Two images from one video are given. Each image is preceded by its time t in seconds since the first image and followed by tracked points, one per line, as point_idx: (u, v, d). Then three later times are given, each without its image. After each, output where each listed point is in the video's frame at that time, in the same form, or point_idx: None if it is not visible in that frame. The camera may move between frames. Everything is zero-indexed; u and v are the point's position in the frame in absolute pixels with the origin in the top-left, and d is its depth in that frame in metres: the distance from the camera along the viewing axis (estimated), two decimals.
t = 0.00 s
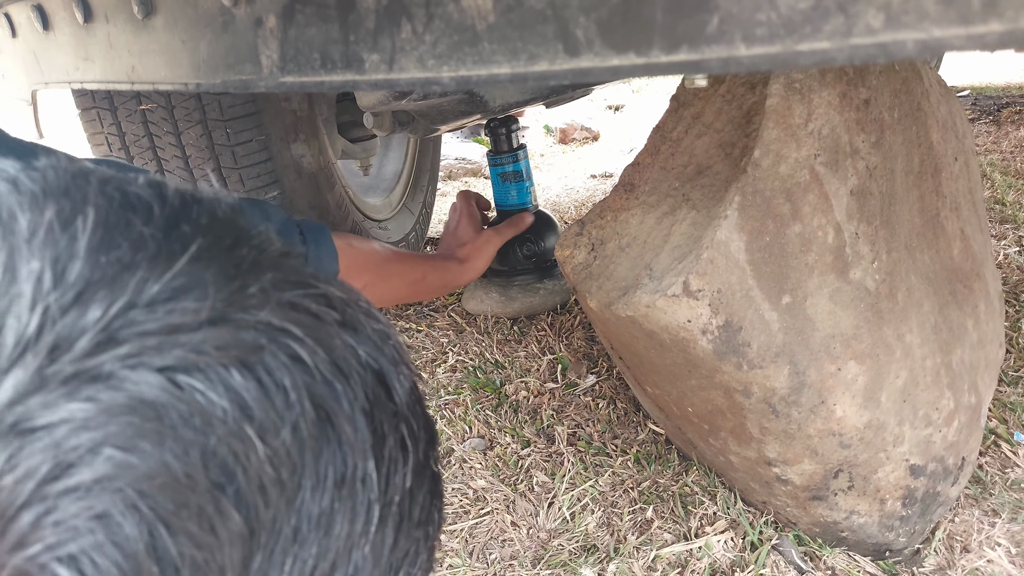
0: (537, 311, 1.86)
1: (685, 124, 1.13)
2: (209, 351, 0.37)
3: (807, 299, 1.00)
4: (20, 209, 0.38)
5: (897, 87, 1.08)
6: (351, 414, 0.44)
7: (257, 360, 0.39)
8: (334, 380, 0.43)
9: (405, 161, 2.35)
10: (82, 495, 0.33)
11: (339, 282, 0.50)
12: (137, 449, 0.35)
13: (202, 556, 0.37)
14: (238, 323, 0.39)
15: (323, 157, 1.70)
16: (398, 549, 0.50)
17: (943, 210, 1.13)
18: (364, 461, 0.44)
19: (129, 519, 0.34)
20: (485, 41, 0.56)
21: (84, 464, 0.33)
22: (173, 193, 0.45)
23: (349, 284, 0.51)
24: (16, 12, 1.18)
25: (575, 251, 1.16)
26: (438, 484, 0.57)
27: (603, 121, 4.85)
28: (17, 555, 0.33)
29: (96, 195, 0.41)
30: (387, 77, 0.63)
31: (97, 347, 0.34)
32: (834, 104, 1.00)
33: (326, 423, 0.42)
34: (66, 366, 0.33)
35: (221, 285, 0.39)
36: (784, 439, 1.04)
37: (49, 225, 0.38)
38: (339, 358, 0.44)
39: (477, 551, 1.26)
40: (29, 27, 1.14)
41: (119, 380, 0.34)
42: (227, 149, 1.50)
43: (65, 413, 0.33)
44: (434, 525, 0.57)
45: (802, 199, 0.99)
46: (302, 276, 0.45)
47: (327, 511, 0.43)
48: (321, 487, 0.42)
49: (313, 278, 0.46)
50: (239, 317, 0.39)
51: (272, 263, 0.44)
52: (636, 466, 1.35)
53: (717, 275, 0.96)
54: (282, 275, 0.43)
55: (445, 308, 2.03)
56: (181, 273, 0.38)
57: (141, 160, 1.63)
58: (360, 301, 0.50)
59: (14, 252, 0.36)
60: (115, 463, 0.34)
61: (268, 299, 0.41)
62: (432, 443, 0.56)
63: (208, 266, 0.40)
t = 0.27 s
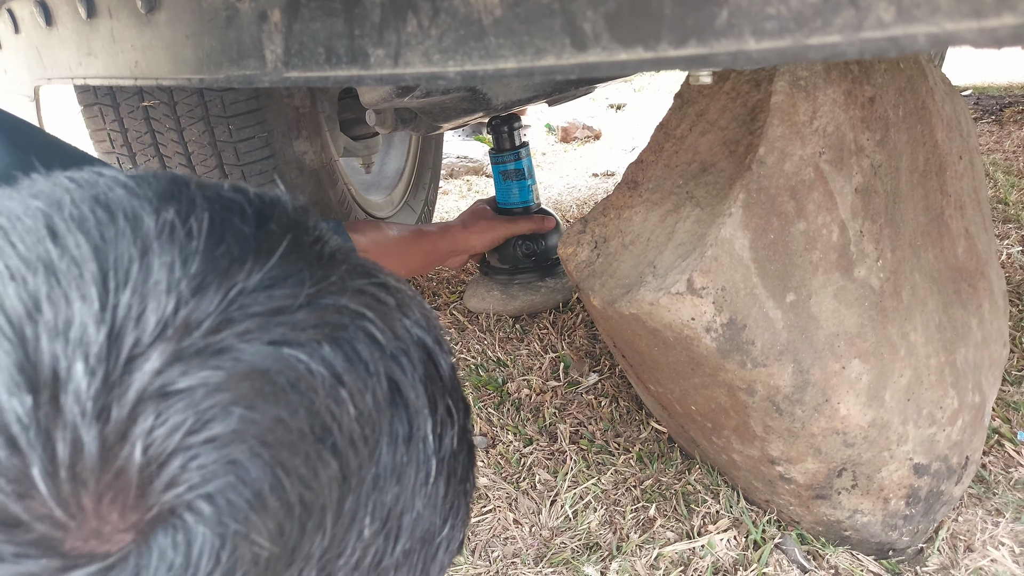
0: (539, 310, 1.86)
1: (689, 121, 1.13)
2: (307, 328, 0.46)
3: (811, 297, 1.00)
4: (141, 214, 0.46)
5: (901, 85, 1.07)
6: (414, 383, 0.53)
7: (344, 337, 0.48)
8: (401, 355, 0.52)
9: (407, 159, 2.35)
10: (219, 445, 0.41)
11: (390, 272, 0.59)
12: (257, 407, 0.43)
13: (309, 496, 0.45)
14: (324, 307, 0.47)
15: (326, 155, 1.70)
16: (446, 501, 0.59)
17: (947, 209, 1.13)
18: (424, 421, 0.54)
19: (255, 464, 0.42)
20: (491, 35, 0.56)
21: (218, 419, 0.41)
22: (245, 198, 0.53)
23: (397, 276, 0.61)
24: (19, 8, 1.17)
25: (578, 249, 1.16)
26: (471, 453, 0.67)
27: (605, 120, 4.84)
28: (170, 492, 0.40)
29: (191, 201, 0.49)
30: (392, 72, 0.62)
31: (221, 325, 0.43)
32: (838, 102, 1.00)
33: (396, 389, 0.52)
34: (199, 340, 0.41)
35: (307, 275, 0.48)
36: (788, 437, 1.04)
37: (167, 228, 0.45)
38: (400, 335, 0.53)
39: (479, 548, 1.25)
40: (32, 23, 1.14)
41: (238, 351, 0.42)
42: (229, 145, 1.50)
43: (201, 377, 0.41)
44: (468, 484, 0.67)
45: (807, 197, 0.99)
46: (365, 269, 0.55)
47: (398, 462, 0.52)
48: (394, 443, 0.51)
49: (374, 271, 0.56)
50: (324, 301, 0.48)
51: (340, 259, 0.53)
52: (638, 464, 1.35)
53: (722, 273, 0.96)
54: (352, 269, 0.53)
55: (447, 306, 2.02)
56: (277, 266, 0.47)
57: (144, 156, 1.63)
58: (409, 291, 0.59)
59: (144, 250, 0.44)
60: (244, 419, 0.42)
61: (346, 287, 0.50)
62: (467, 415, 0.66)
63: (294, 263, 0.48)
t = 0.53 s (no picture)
0: (541, 309, 1.86)
1: (692, 121, 1.13)
2: (329, 287, 0.50)
3: (813, 297, 1.00)
4: (172, 187, 0.51)
5: (905, 86, 1.07)
6: (427, 340, 0.58)
7: (364, 295, 0.52)
8: (415, 313, 0.57)
9: (410, 158, 2.35)
10: (255, 389, 0.45)
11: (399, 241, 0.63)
12: (287, 355, 0.46)
13: (336, 437, 0.49)
14: (344, 269, 0.52)
15: (328, 153, 1.71)
16: (457, 452, 0.64)
17: (950, 209, 1.13)
18: (437, 375, 0.58)
19: (287, 406, 0.46)
20: (497, 34, 0.56)
21: (252, 365, 0.45)
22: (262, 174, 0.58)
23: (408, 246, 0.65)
24: (23, 5, 1.18)
25: (580, 248, 1.16)
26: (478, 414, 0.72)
27: (607, 120, 4.84)
28: (210, 432, 0.44)
29: (217, 174, 0.54)
30: (397, 70, 0.62)
31: (252, 284, 0.47)
32: (842, 103, 1.00)
33: (411, 344, 0.56)
34: (233, 296, 0.46)
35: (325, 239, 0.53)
36: (790, 437, 1.04)
37: (197, 196, 0.50)
38: (414, 296, 0.57)
39: (480, 547, 1.25)
40: (36, 21, 1.14)
41: (269, 306, 0.47)
42: (232, 144, 1.50)
43: (236, 328, 0.45)
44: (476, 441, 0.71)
45: (810, 197, 0.99)
46: (378, 237, 0.59)
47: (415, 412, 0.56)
48: (411, 395, 0.56)
49: (387, 239, 0.60)
50: (343, 264, 0.52)
51: (353, 228, 0.58)
52: (640, 463, 1.35)
53: (724, 272, 0.96)
54: (368, 237, 0.58)
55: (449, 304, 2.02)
56: (300, 233, 0.51)
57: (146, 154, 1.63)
58: (419, 258, 0.64)
59: (178, 216, 0.48)
60: (275, 366, 0.46)
61: (362, 252, 0.55)
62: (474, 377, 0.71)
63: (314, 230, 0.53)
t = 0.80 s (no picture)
0: (541, 311, 1.87)
1: (691, 124, 1.13)
2: (319, 259, 0.50)
3: (813, 300, 1.00)
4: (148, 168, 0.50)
5: (904, 87, 1.07)
6: (423, 311, 0.58)
7: (356, 267, 0.52)
8: (409, 285, 0.57)
9: (410, 160, 2.35)
10: (245, 365, 0.45)
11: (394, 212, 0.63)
12: (277, 330, 0.47)
13: (331, 413, 0.49)
14: (335, 241, 0.52)
15: (329, 156, 1.71)
16: (461, 421, 0.64)
17: (950, 211, 1.13)
18: (435, 345, 0.59)
19: (280, 382, 0.46)
20: (496, 40, 0.56)
21: (243, 342, 0.45)
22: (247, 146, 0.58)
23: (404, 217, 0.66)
24: (24, 9, 1.18)
25: (580, 250, 1.16)
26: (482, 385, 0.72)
27: (608, 120, 4.84)
28: (201, 412, 0.45)
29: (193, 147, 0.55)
30: (397, 76, 0.63)
31: (238, 257, 0.47)
32: (841, 105, 1.00)
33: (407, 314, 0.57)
34: (218, 271, 0.46)
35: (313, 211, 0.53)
36: (790, 440, 1.04)
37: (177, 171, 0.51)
38: (408, 267, 0.58)
39: (481, 550, 1.25)
40: (37, 25, 1.15)
41: (257, 280, 0.47)
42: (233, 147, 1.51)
43: (223, 304, 0.45)
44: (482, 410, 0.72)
45: (809, 200, 0.99)
46: (370, 208, 0.59)
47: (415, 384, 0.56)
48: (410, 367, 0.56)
49: (380, 211, 0.60)
50: (334, 236, 0.52)
51: (339, 196, 0.58)
52: (641, 465, 1.36)
53: (723, 275, 0.96)
54: (359, 207, 0.58)
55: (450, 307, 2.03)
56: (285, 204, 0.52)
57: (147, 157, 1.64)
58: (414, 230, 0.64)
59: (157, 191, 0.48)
60: (266, 341, 0.46)
61: (353, 223, 0.55)
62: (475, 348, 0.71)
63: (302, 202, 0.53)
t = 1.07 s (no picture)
0: (540, 311, 1.87)
1: (688, 125, 1.13)
2: (314, 256, 0.51)
3: (810, 300, 1.00)
4: (152, 173, 0.51)
5: (901, 88, 1.08)
6: (415, 307, 0.59)
7: (348, 264, 0.53)
8: (401, 281, 0.58)
9: (409, 161, 2.36)
10: (244, 356, 0.46)
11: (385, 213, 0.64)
12: (274, 323, 0.47)
13: (326, 403, 0.50)
14: (329, 239, 0.53)
15: (327, 157, 1.72)
16: (451, 414, 0.65)
17: (946, 212, 1.13)
18: (426, 339, 0.59)
19: (277, 372, 0.47)
20: (492, 43, 0.56)
21: (241, 334, 0.46)
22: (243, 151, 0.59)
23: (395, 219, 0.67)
24: (23, 12, 1.18)
25: (578, 251, 1.16)
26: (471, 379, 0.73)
27: (607, 121, 4.85)
28: (202, 401, 0.45)
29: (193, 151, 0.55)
30: (394, 79, 0.63)
31: (237, 255, 0.48)
32: (837, 107, 1.01)
33: (399, 310, 0.57)
34: (218, 268, 0.46)
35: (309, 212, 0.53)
36: (787, 439, 1.04)
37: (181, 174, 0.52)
38: (399, 264, 0.59)
39: (480, 550, 1.26)
40: (37, 27, 1.15)
41: (255, 276, 0.48)
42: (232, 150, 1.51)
43: (222, 299, 0.46)
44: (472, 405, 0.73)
45: (806, 200, 1.00)
46: (363, 208, 0.60)
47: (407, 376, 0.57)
48: (402, 360, 0.57)
49: (371, 210, 0.61)
50: (328, 235, 0.53)
51: (334, 199, 0.58)
52: (639, 465, 1.36)
53: (720, 276, 0.96)
54: (352, 207, 0.59)
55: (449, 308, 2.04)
56: (280, 206, 0.52)
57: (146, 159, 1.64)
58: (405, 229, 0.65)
59: (160, 194, 0.49)
60: (263, 334, 0.47)
61: (347, 222, 0.56)
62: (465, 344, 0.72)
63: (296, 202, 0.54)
